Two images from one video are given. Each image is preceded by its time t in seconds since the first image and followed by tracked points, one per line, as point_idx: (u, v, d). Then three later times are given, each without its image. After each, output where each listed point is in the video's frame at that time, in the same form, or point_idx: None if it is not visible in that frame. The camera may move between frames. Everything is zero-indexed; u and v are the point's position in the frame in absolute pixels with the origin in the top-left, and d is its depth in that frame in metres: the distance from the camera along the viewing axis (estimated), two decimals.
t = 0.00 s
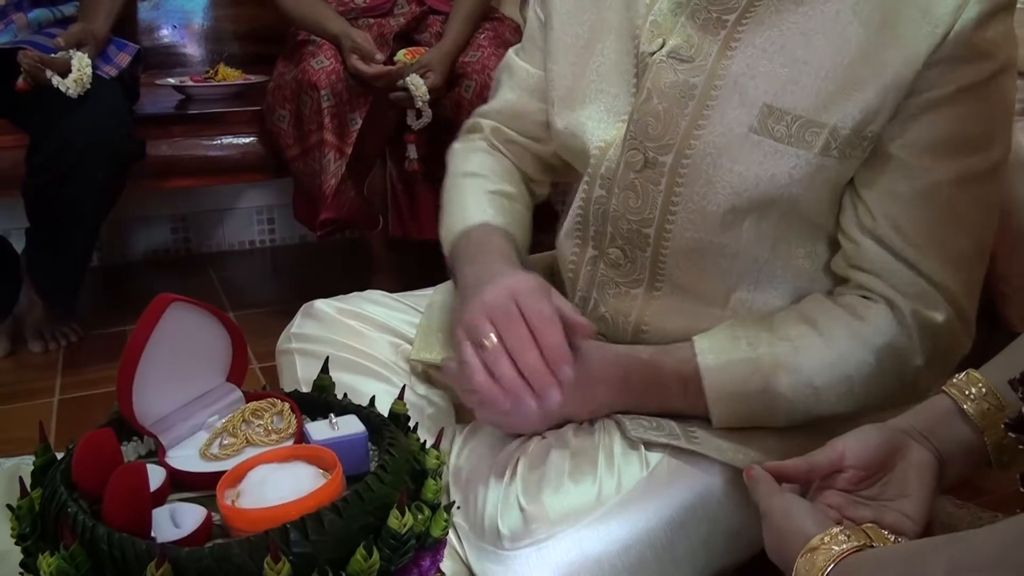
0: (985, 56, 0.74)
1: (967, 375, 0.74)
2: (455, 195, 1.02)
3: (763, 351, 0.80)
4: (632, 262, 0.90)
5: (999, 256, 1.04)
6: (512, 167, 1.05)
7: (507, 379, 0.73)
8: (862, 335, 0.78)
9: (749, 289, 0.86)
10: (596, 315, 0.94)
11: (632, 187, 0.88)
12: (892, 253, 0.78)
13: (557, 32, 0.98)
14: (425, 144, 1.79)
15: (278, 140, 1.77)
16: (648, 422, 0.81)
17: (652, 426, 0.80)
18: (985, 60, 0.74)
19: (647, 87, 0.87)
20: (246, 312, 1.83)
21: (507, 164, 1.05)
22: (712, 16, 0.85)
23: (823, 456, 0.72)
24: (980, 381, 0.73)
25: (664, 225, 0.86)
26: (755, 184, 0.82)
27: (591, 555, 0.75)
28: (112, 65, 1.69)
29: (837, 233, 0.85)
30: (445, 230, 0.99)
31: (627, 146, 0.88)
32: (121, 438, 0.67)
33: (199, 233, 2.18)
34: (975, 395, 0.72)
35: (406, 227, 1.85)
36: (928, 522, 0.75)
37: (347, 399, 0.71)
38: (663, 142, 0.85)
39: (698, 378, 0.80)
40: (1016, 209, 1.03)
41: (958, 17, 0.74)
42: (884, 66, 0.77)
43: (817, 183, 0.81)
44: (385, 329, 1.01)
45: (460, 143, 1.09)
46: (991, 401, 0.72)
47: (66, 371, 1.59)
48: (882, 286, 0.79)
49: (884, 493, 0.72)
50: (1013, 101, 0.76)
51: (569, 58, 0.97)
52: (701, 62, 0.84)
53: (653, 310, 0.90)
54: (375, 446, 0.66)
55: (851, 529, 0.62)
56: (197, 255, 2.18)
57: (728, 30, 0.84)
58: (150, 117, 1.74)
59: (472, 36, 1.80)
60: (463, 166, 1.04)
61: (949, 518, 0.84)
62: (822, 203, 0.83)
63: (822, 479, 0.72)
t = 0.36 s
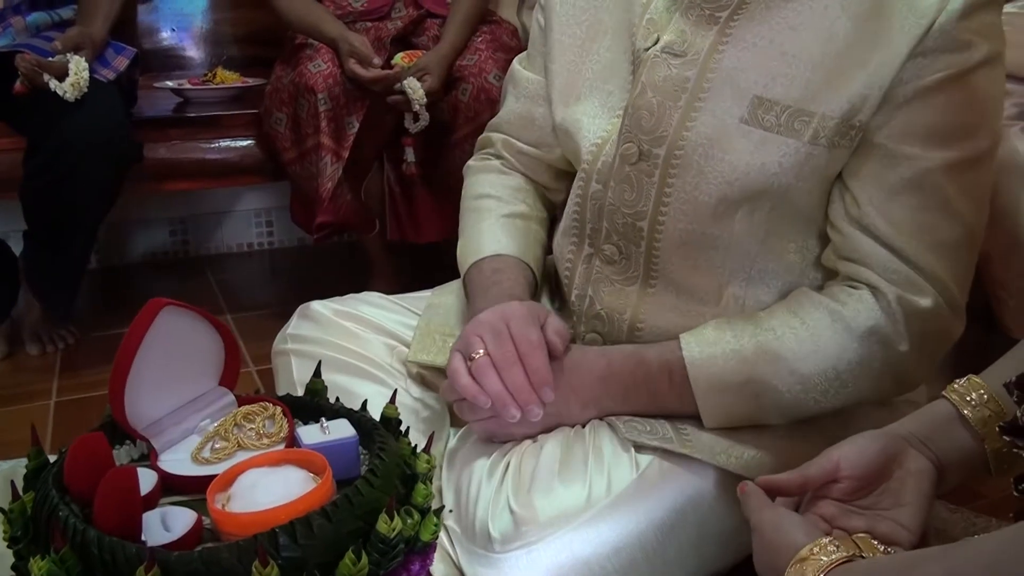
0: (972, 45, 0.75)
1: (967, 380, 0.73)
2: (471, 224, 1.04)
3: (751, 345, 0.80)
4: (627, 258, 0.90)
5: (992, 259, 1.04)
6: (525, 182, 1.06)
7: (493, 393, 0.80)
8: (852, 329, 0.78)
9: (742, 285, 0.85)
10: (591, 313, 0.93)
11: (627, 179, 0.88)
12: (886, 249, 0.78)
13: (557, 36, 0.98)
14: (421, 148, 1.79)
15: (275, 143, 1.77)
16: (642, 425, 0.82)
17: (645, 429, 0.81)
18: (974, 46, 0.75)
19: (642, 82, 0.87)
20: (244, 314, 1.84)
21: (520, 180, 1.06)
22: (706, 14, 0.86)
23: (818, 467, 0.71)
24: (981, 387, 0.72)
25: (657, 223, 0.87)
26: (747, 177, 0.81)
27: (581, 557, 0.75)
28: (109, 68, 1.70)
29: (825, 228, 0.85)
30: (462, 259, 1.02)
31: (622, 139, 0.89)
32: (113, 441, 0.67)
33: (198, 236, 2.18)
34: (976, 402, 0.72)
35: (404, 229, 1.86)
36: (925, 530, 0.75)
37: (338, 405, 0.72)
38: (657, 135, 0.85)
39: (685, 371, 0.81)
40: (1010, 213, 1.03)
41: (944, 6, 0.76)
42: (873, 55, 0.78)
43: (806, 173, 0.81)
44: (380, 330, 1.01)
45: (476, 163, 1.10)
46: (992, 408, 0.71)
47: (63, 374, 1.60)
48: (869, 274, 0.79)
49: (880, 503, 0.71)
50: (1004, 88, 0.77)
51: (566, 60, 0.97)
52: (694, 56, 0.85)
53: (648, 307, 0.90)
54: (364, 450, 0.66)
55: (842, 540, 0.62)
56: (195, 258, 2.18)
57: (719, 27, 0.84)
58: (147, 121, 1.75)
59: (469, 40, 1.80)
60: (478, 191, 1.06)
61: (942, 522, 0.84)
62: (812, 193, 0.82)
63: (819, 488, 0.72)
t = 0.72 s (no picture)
0: (952, 49, 0.76)
1: (949, 386, 0.74)
2: (467, 232, 1.04)
3: (735, 345, 0.80)
4: (613, 261, 0.91)
5: (978, 262, 1.05)
6: (518, 188, 1.06)
7: (481, 385, 0.80)
8: (835, 330, 0.79)
9: (728, 287, 0.86)
10: (579, 315, 0.94)
11: (613, 182, 0.89)
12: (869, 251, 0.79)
13: (545, 39, 0.99)
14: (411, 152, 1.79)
15: (265, 147, 1.78)
16: (628, 425, 0.83)
17: (631, 430, 0.82)
18: (957, 48, 0.76)
19: (627, 86, 0.88)
20: (235, 318, 1.84)
21: (514, 187, 1.06)
22: (690, 20, 0.87)
23: (801, 473, 0.72)
24: (963, 393, 0.73)
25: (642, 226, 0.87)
26: (728, 181, 0.82)
27: (567, 557, 0.76)
28: (99, 73, 1.69)
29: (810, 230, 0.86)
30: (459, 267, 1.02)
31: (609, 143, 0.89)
32: (100, 444, 0.67)
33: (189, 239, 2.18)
34: (960, 408, 0.72)
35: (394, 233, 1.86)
36: (908, 533, 0.76)
37: (325, 406, 0.72)
38: (642, 138, 0.86)
39: (670, 371, 0.81)
40: (996, 216, 1.03)
41: (926, 10, 0.77)
42: (854, 58, 0.79)
43: (789, 177, 0.81)
44: (369, 333, 1.01)
45: (472, 172, 1.10)
46: (976, 414, 0.72)
47: (54, 377, 1.59)
48: (853, 274, 0.79)
49: (863, 508, 0.72)
50: (987, 91, 0.78)
51: (553, 62, 0.98)
52: (678, 61, 0.86)
53: (635, 309, 0.90)
54: (351, 451, 0.67)
55: (824, 541, 0.63)
56: (186, 261, 2.18)
57: (703, 33, 0.85)
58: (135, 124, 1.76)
59: (459, 43, 1.81)
60: (473, 198, 1.07)
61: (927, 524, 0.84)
62: (795, 195, 0.83)
63: (802, 493, 0.72)
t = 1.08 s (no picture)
0: (941, 54, 0.77)
1: (934, 385, 0.75)
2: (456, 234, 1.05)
3: (727, 350, 0.81)
4: (603, 265, 0.92)
5: (966, 262, 1.06)
6: (507, 188, 1.07)
7: (474, 384, 0.81)
8: (823, 332, 0.80)
9: (716, 289, 0.87)
10: (568, 318, 0.95)
11: (600, 188, 0.89)
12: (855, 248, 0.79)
13: (533, 41, 1.00)
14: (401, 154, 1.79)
15: (255, 149, 1.78)
16: (618, 424, 0.83)
17: (621, 430, 0.82)
18: (945, 54, 0.77)
19: (615, 92, 0.89)
20: (226, 321, 1.84)
21: (503, 187, 1.07)
22: (678, 24, 0.87)
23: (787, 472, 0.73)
24: (947, 391, 0.74)
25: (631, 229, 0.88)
26: (715, 185, 0.83)
27: (558, 556, 0.76)
28: (90, 75, 1.70)
29: (797, 234, 0.86)
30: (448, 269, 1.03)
31: (597, 148, 0.90)
32: (91, 445, 0.68)
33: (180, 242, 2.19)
34: (945, 407, 0.73)
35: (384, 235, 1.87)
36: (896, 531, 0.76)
37: (316, 405, 0.73)
38: (630, 144, 0.87)
39: (661, 374, 0.82)
40: (984, 216, 1.04)
41: (914, 16, 0.77)
42: (842, 63, 0.80)
43: (777, 182, 0.82)
44: (359, 334, 1.01)
45: (461, 172, 1.11)
46: (960, 412, 0.73)
47: (44, 380, 1.59)
48: (843, 281, 0.80)
49: (850, 505, 0.73)
50: (976, 95, 0.78)
51: (542, 65, 0.99)
52: (666, 66, 0.87)
53: (624, 312, 0.91)
54: (343, 450, 0.67)
55: (811, 536, 0.63)
56: (177, 264, 2.18)
57: (689, 40, 0.86)
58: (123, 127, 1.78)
59: (449, 45, 1.82)
60: (462, 199, 1.07)
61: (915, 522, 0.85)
62: (783, 201, 0.83)
63: (789, 491, 0.73)
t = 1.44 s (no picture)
0: (932, 55, 0.76)
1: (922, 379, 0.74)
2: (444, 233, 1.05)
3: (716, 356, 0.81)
4: (593, 267, 0.92)
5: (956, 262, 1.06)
6: (495, 186, 1.07)
7: (464, 386, 0.81)
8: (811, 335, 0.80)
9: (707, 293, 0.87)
10: (559, 320, 0.96)
11: (589, 192, 0.90)
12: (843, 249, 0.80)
13: (523, 41, 1.01)
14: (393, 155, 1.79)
15: (247, 150, 1.79)
16: (607, 425, 0.84)
17: (611, 431, 0.83)
18: (937, 54, 0.76)
19: (605, 95, 0.90)
20: (218, 322, 1.84)
21: (491, 184, 1.07)
22: (668, 28, 0.88)
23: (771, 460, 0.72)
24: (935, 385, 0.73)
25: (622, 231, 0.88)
26: (703, 188, 0.84)
27: (547, 556, 0.77)
28: (82, 75, 1.71)
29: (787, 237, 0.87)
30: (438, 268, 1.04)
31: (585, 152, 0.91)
32: (81, 446, 0.68)
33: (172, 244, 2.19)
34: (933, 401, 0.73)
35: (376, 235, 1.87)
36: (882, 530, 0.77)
37: (307, 405, 0.73)
38: (619, 148, 0.88)
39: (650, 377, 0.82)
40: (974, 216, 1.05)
41: (903, 18, 0.77)
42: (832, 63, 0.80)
43: (766, 185, 0.83)
44: (350, 334, 1.02)
45: (447, 170, 1.11)
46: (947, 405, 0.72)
47: (36, 382, 1.59)
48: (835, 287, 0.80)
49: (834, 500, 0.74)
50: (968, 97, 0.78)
51: (533, 65, 1.00)
52: (656, 70, 0.87)
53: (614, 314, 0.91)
54: (333, 450, 0.68)
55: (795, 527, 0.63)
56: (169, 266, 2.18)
57: (679, 42, 0.87)
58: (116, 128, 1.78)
59: (441, 46, 1.83)
60: (450, 196, 1.08)
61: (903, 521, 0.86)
62: (773, 205, 0.84)
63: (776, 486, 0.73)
